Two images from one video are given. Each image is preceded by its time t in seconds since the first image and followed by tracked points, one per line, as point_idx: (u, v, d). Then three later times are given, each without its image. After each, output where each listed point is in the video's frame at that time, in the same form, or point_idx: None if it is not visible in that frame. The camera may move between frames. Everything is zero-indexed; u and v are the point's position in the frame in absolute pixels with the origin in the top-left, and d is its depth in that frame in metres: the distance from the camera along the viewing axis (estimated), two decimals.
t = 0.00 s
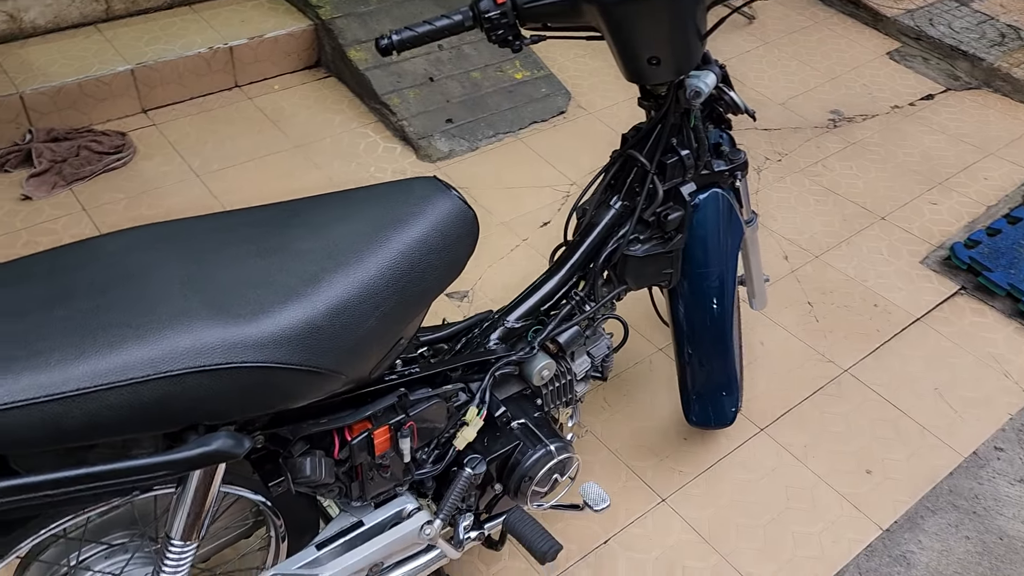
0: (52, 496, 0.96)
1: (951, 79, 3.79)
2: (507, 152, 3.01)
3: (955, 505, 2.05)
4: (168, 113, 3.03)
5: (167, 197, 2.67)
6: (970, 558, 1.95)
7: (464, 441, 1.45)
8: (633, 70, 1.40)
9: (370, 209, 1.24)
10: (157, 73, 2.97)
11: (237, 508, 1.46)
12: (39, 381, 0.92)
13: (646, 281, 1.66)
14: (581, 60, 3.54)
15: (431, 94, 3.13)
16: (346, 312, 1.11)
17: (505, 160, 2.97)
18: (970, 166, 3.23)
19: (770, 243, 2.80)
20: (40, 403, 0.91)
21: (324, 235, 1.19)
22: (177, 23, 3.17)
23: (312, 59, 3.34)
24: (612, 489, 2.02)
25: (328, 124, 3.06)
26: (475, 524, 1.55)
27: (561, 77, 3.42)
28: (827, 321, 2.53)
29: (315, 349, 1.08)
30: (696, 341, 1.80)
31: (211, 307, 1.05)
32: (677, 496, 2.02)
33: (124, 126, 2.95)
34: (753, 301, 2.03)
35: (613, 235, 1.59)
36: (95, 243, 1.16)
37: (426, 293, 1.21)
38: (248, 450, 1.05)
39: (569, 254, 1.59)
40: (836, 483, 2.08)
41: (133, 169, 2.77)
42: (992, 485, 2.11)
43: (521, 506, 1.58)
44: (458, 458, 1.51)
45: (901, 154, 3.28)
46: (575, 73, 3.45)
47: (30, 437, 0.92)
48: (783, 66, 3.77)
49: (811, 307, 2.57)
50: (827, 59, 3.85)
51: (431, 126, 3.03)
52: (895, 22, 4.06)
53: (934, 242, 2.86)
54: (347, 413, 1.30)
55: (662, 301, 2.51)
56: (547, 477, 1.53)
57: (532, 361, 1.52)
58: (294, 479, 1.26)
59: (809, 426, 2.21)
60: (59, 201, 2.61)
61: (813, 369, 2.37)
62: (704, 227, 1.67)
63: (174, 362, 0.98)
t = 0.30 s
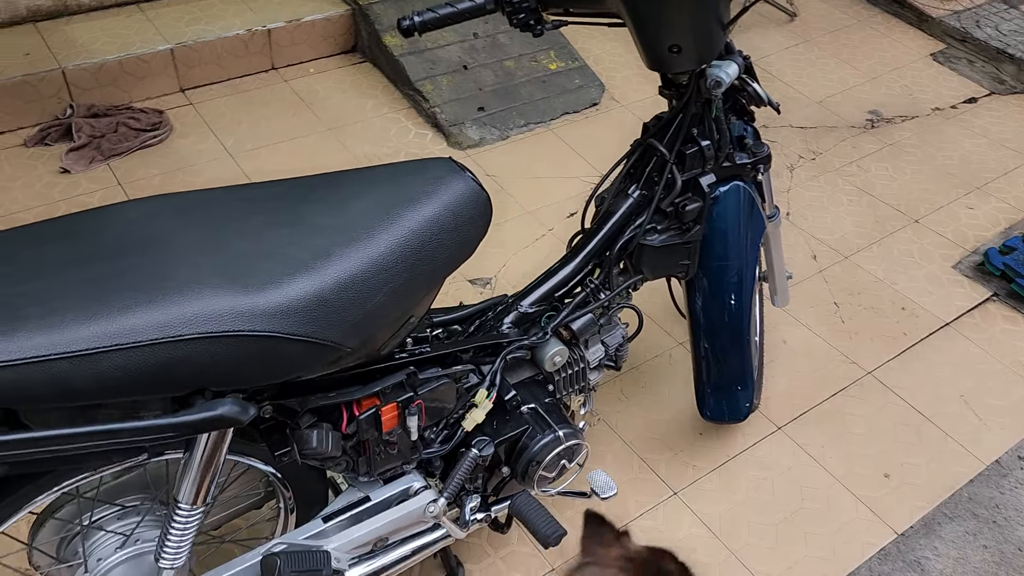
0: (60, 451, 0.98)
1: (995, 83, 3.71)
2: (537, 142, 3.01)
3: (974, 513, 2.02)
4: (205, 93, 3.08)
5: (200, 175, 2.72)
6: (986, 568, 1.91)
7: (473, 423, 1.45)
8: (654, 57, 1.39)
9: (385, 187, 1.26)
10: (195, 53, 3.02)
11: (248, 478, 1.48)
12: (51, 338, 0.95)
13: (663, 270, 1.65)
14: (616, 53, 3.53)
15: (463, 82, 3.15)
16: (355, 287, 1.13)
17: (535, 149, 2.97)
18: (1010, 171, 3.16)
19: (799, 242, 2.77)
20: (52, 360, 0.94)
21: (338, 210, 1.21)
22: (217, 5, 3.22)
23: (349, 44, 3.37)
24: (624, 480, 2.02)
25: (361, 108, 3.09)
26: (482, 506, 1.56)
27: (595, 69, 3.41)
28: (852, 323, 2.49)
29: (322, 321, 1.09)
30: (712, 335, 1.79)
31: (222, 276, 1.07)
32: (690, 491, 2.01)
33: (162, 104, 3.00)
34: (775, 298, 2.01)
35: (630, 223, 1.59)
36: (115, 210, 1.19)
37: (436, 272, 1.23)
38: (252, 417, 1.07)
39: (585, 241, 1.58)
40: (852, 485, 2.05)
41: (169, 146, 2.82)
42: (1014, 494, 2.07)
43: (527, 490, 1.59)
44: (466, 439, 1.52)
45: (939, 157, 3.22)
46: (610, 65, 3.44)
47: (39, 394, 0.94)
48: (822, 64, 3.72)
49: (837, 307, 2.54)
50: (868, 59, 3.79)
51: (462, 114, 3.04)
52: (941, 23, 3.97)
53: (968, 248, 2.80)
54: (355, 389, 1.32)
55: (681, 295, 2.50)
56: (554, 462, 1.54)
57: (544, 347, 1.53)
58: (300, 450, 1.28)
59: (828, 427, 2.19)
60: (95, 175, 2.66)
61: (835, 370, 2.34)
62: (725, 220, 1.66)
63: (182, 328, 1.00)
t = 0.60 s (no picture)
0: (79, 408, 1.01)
1: None
2: (569, 133, 3.01)
3: (994, 521, 1.98)
4: (242, 75, 3.12)
5: (234, 155, 2.76)
6: None
7: (487, 404, 1.47)
8: (681, 44, 1.39)
9: (407, 166, 1.27)
10: (234, 35, 3.07)
11: (265, 450, 1.51)
12: (73, 297, 0.98)
13: (684, 261, 1.65)
14: (652, 46, 3.51)
15: (497, 71, 3.16)
16: (372, 261, 1.14)
17: (566, 140, 2.97)
18: None
19: (829, 241, 2.74)
20: (73, 318, 0.97)
21: (359, 186, 1.23)
22: None
23: (385, 30, 3.39)
24: (639, 471, 2.02)
25: (395, 94, 3.11)
26: (494, 488, 1.57)
27: (630, 62, 3.40)
28: (879, 324, 2.46)
29: (338, 293, 1.11)
30: (732, 329, 1.78)
31: (242, 245, 1.09)
32: (705, 485, 2.00)
33: (200, 85, 3.05)
34: (799, 295, 1.99)
35: (652, 212, 1.59)
36: (143, 178, 1.22)
37: (453, 251, 1.24)
38: (266, 384, 1.09)
39: (606, 228, 1.59)
40: (871, 487, 2.03)
41: (205, 126, 2.87)
42: None
43: (538, 475, 1.57)
44: (480, 421, 1.53)
45: (978, 160, 3.16)
46: (645, 59, 3.43)
47: (61, 351, 0.97)
48: (861, 63, 3.67)
49: (864, 308, 2.51)
50: (909, 59, 3.73)
51: (494, 103, 3.05)
52: (986, 25, 3.90)
53: (1003, 253, 2.75)
54: (370, 364, 1.34)
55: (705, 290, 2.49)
56: (567, 447, 1.55)
57: (561, 332, 1.53)
58: (313, 422, 1.29)
59: (849, 427, 2.17)
60: (133, 151, 2.72)
61: (859, 371, 2.32)
62: (749, 213, 1.65)
63: (200, 293, 1.03)
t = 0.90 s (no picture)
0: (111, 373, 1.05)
1: None
2: (602, 128, 3.01)
3: (1018, 529, 1.96)
4: (281, 63, 3.17)
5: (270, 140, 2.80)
6: None
7: (507, 390, 1.49)
8: (711, 36, 1.40)
9: (435, 150, 1.29)
10: (274, 23, 3.11)
11: (290, 426, 1.55)
12: (108, 266, 1.01)
13: (709, 255, 1.65)
14: (689, 44, 3.50)
15: (532, 65, 3.17)
16: (397, 242, 1.16)
17: (599, 135, 2.98)
18: None
19: (860, 244, 2.72)
20: (107, 285, 1.00)
21: (387, 168, 1.25)
22: None
23: (423, 22, 3.42)
24: (659, 465, 2.02)
25: (430, 86, 3.14)
26: (513, 473, 1.59)
27: (666, 59, 3.39)
28: (909, 329, 2.44)
29: (363, 272, 1.13)
30: (756, 326, 1.77)
31: (272, 221, 1.11)
32: (725, 481, 1.99)
33: (240, 71, 3.11)
34: (826, 295, 1.98)
35: (678, 205, 1.60)
36: (179, 154, 1.25)
37: (479, 235, 1.26)
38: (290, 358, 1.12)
39: (632, 220, 1.60)
40: (893, 490, 2.02)
41: (243, 111, 2.92)
42: None
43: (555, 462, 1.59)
44: (500, 405, 1.55)
45: (1017, 167, 3.11)
46: (681, 56, 3.42)
47: (95, 317, 1.01)
48: (902, 66, 3.63)
49: (894, 312, 2.49)
50: (951, 64, 3.68)
51: (528, 96, 3.06)
52: None
53: None
54: (392, 345, 1.36)
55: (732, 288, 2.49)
56: (585, 436, 1.56)
57: (583, 322, 1.54)
58: (336, 399, 1.32)
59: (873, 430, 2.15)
60: (173, 134, 2.77)
61: (886, 374, 2.30)
62: (777, 209, 1.65)
63: (229, 267, 1.05)
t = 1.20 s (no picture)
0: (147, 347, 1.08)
1: None
2: (635, 126, 3.02)
3: None
4: (318, 54, 3.21)
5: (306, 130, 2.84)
6: None
7: (532, 379, 1.50)
8: (745, 33, 1.41)
9: (468, 141, 1.31)
10: (313, 14, 3.16)
11: (318, 409, 1.58)
12: (148, 242, 1.04)
13: (738, 252, 1.65)
14: (725, 44, 3.49)
15: (566, 62, 3.18)
16: (428, 228, 1.19)
17: (631, 133, 2.98)
18: None
19: (892, 249, 2.70)
20: (147, 262, 1.03)
21: (420, 157, 1.27)
22: None
23: (460, 17, 3.44)
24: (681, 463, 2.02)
25: (464, 80, 3.16)
26: (534, 463, 1.61)
27: (701, 59, 3.38)
28: (939, 335, 2.42)
29: (394, 256, 1.15)
30: (783, 326, 1.77)
31: (306, 204, 1.14)
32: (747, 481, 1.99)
33: (278, 62, 3.15)
34: (856, 298, 1.96)
35: (707, 202, 1.60)
36: (218, 138, 1.28)
37: (508, 225, 1.27)
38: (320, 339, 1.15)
39: (661, 216, 1.60)
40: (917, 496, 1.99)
41: (280, 101, 2.96)
42: None
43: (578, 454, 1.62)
44: (524, 395, 1.56)
45: None
46: (716, 56, 3.41)
47: (134, 291, 1.04)
48: (941, 71, 3.58)
49: (924, 318, 2.47)
50: (992, 70, 3.63)
51: (562, 93, 3.07)
52: None
53: None
54: (420, 331, 1.37)
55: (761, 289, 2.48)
56: (608, 428, 1.57)
57: (609, 316, 1.56)
58: (364, 381, 1.35)
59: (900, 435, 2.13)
60: (211, 122, 2.82)
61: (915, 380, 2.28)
62: (807, 209, 1.65)
63: (264, 247, 1.08)
